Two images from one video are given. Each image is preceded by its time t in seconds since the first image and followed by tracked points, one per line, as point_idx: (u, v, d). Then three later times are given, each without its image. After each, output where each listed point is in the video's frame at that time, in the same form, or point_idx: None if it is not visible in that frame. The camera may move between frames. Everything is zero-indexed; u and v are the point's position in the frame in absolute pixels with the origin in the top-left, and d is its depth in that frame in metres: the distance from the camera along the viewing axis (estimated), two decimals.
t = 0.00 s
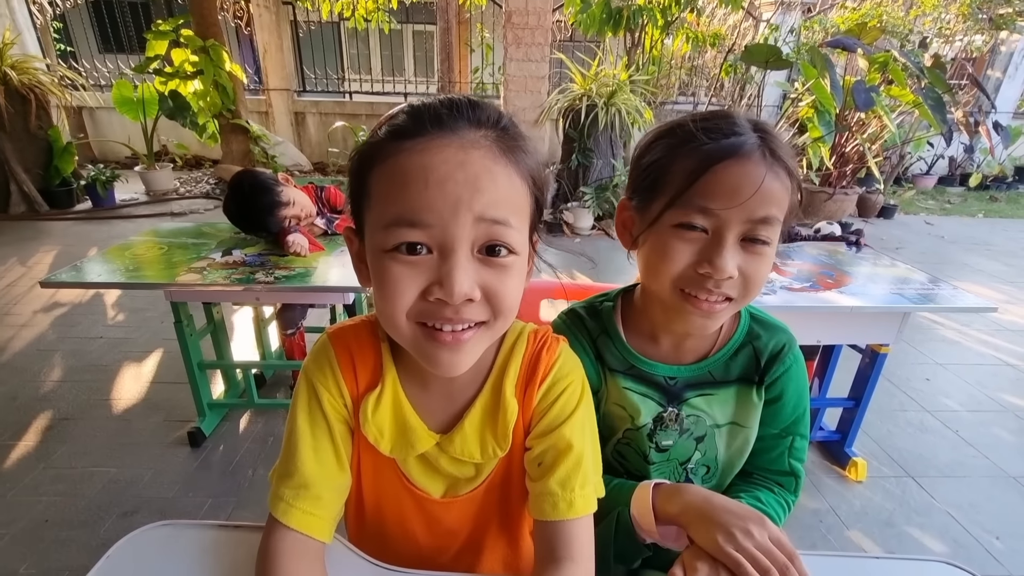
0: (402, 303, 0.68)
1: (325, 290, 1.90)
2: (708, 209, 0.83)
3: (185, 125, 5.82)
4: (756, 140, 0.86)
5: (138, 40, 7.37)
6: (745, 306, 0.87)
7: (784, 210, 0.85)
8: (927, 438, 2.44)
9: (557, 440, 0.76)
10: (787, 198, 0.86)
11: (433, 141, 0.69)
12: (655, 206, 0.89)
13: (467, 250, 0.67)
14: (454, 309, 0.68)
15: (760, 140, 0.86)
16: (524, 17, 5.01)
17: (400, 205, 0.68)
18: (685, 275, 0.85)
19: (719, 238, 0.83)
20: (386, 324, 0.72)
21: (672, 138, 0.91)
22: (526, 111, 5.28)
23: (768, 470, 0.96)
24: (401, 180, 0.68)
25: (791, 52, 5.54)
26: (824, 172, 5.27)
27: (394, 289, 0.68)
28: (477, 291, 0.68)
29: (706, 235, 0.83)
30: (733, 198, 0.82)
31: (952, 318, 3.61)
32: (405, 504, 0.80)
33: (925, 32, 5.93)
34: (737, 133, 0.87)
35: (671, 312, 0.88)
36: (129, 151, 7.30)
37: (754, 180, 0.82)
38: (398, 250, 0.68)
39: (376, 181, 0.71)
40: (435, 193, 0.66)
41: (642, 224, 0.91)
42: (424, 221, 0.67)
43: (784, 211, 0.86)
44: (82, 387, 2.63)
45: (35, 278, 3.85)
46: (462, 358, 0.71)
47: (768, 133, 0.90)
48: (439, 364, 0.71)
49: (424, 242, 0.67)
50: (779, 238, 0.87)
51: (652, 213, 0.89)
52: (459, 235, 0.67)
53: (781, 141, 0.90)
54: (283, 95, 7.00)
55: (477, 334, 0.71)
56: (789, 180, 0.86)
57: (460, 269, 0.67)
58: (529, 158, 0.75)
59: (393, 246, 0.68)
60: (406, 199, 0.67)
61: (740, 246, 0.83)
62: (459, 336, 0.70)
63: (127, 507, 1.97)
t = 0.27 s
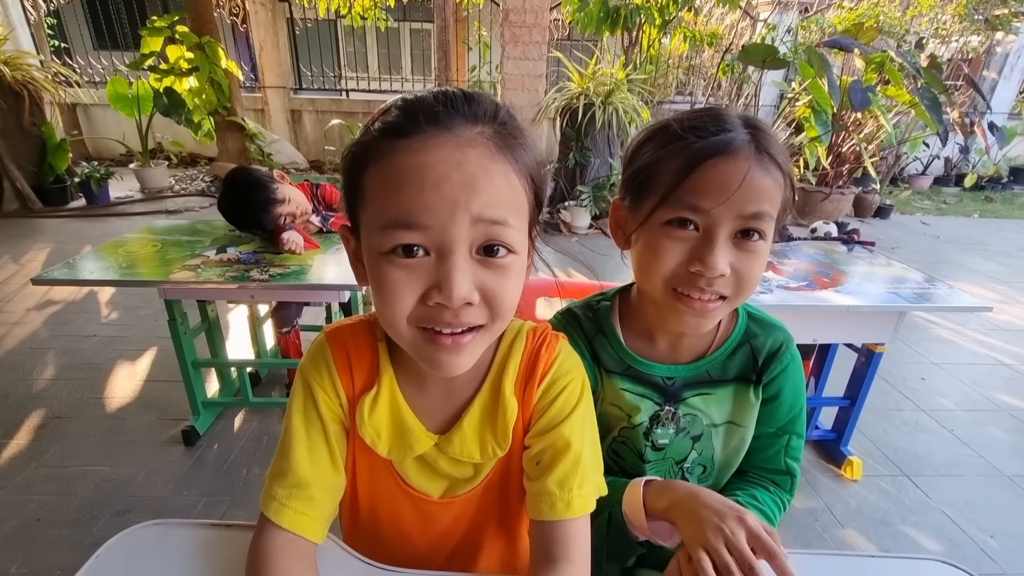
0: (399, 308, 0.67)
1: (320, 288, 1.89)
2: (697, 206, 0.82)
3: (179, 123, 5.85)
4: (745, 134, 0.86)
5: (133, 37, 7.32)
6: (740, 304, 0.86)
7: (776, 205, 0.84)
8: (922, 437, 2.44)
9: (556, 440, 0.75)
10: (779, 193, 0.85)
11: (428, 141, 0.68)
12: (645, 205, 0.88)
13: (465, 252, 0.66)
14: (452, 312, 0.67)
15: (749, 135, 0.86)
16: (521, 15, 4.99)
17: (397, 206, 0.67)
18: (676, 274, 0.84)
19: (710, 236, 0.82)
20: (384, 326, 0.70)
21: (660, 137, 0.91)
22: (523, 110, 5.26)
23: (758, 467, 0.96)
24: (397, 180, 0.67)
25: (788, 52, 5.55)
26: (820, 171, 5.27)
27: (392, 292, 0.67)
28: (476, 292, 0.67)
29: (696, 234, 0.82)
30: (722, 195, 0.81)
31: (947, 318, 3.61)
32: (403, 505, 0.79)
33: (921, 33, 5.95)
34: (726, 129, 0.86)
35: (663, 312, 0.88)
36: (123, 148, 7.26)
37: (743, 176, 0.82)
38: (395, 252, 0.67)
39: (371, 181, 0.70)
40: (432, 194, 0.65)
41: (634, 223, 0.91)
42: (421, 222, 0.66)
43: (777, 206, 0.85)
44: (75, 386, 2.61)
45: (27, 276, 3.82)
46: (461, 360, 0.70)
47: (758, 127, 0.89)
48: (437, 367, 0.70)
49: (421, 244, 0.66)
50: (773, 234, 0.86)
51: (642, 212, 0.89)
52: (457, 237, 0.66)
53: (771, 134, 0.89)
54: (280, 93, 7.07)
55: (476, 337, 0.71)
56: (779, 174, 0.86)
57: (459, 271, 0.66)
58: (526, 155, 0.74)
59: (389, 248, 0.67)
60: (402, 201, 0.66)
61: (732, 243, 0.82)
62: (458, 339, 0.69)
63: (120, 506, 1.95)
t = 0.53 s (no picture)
0: (394, 305, 0.67)
1: (314, 285, 1.88)
2: (693, 201, 0.81)
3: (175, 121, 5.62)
4: (739, 124, 0.85)
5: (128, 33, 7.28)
6: (744, 297, 0.85)
7: (774, 194, 0.83)
8: (915, 437, 2.45)
9: (551, 438, 0.74)
10: (777, 182, 0.84)
11: (418, 136, 0.67)
12: (640, 203, 0.88)
13: (458, 247, 0.66)
14: (447, 308, 0.66)
15: (742, 124, 0.85)
16: (519, 13, 4.94)
17: (389, 202, 0.66)
18: (675, 271, 0.83)
19: (707, 230, 0.81)
20: (380, 323, 0.70)
21: (652, 132, 0.90)
22: (520, 109, 5.24)
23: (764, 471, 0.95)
24: (388, 176, 0.67)
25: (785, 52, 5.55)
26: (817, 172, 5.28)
27: (385, 289, 0.66)
28: (468, 288, 0.67)
29: (694, 229, 0.82)
30: (717, 188, 0.80)
31: (942, 318, 3.62)
32: (396, 502, 0.79)
33: (917, 34, 5.97)
34: (719, 119, 0.85)
35: (664, 310, 0.87)
36: (118, 145, 7.22)
37: (739, 166, 0.81)
38: (388, 248, 0.66)
39: (362, 177, 0.69)
40: (423, 189, 0.65)
41: (631, 222, 0.90)
42: (413, 218, 0.65)
43: (776, 195, 0.84)
44: (67, 384, 2.59)
45: (21, 273, 3.80)
46: (458, 357, 0.70)
47: (752, 115, 0.88)
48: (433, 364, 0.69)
49: (413, 239, 0.66)
50: (773, 224, 0.85)
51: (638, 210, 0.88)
52: (449, 231, 0.65)
53: (766, 121, 0.88)
54: (277, 91, 7.03)
55: (472, 332, 0.70)
56: (776, 162, 0.85)
57: (452, 266, 0.65)
58: (518, 150, 0.74)
59: (382, 245, 0.66)
60: (393, 197, 0.66)
61: (730, 236, 0.81)
62: (456, 334, 0.68)
63: (112, 504, 1.94)
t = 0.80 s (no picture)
0: (388, 298, 0.66)
1: (310, 283, 1.87)
2: (713, 181, 0.76)
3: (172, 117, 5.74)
4: (756, 94, 0.79)
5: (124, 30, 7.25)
6: (773, 284, 0.80)
7: (801, 168, 0.78)
8: (911, 436, 2.45)
9: (541, 435, 0.74)
10: (803, 155, 0.79)
11: (412, 132, 0.67)
12: (654, 189, 0.83)
13: (451, 243, 0.66)
14: (440, 303, 0.66)
15: (760, 94, 0.79)
16: (517, 12, 4.90)
17: (382, 198, 0.66)
18: (700, 259, 0.77)
19: (731, 213, 0.75)
20: (374, 318, 0.69)
21: (661, 112, 0.85)
22: (518, 108, 5.22)
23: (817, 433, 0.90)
24: (381, 172, 0.66)
25: (784, 52, 5.55)
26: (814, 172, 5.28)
27: (379, 284, 0.66)
28: (461, 283, 0.66)
29: (716, 213, 0.76)
30: (739, 166, 0.75)
31: (937, 318, 3.63)
32: (385, 498, 0.78)
33: (915, 35, 5.99)
34: (733, 92, 0.80)
35: (689, 304, 0.81)
36: (115, 143, 7.20)
37: (760, 140, 0.75)
38: (381, 243, 0.66)
39: (356, 172, 0.69)
40: (417, 185, 0.65)
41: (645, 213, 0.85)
42: (407, 213, 0.65)
43: (804, 169, 0.78)
44: (62, 381, 2.58)
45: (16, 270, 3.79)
46: (451, 352, 0.69)
47: (769, 85, 0.82)
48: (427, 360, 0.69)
49: (407, 234, 0.65)
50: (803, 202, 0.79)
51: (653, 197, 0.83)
52: (443, 227, 0.65)
53: (785, 90, 0.82)
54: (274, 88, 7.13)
55: (464, 328, 0.69)
56: (802, 132, 0.79)
57: (445, 261, 0.65)
58: (512, 148, 0.74)
59: (376, 239, 0.66)
60: (387, 191, 0.65)
61: (758, 217, 0.76)
62: (448, 330, 0.68)
63: (106, 502, 1.93)
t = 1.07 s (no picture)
0: (380, 292, 0.67)
1: (309, 283, 1.88)
2: (774, 190, 0.63)
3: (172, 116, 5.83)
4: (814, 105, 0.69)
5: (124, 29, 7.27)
6: (861, 324, 0.63)
7: (883, 183, 0.64)
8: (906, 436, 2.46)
9: (529, 435, 0.76)
10: (883, 169, 0.66)
11: (402, 129, 0.69)
12: (698, 212, 0.69)
13: (440, 237, 0.67)
14: (429, 295, 0.67)
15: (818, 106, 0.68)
16: (517, 12, 4.89)
17: (372, 193, 0.67)
18: (766, 291, 0.62)
19: (802, 223, 0.61)
20: (367, 313, 0.70)
21: (698, 136, 0.74)
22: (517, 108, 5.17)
23: (884, 551, 0.74)
24: (372, 168, 0.68)
25: (783, 52, 5.56)
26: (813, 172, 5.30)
27: (370, 277, 0.67)
28: (450, 276, 0.67)
29: (782, 227, 0.62)
30: (806, 171, 0.62)
31: (934, 318, 3.64)
32: (375, 494, 0.80)
33: (914, 35, 6.02)
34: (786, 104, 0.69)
35: (755, 353, 0.65)
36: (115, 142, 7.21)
37: (829, 142, 0.63)
38: (373, 238, 0.67)
39: (348, 170, 0.71)
40: (406, 179, 0.66)
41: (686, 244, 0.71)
42: (397, 208, 0.66)
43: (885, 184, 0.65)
44: (62, 379, 2.59)
45: (16, 268, 3.81)
46: (440, 346, 0.70)
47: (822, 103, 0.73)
48: (419, 353, 0.70)
49: (397, 229, 0.66)
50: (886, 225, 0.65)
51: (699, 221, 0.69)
52: (432, 222, 0.66)
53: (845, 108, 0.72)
54: (274, 87, 7.13)
55: (453, 323, 0.70)
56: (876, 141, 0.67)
57: (434, 254, 0.66)
58: (500, 147, 0.76)
59: (367, 234, 0.67)
60: (378, 187, 0.67)
61: (835, 233, 0.61)
62: (437, 325, 0.69)
63: (106, 499, 1.94)
